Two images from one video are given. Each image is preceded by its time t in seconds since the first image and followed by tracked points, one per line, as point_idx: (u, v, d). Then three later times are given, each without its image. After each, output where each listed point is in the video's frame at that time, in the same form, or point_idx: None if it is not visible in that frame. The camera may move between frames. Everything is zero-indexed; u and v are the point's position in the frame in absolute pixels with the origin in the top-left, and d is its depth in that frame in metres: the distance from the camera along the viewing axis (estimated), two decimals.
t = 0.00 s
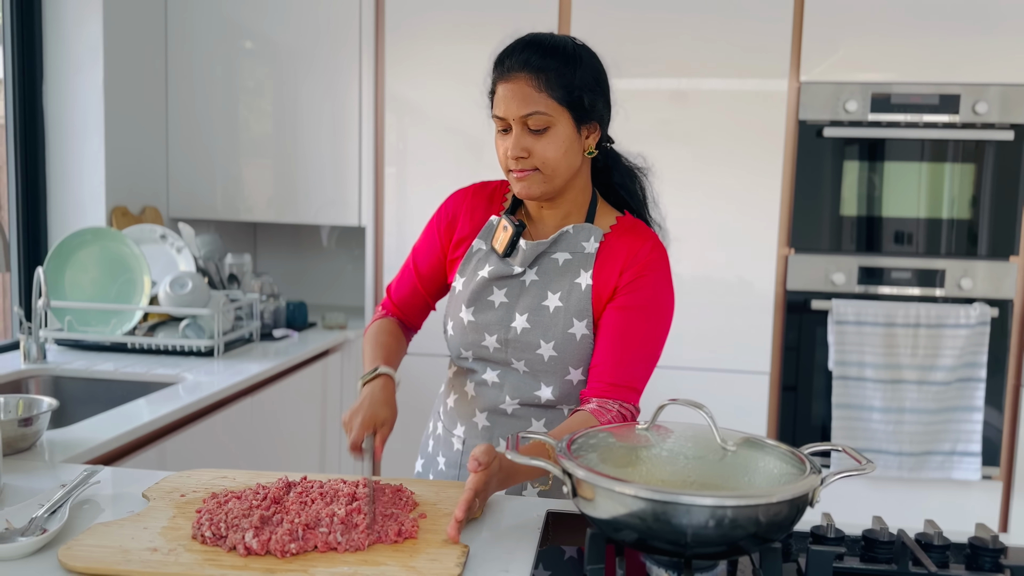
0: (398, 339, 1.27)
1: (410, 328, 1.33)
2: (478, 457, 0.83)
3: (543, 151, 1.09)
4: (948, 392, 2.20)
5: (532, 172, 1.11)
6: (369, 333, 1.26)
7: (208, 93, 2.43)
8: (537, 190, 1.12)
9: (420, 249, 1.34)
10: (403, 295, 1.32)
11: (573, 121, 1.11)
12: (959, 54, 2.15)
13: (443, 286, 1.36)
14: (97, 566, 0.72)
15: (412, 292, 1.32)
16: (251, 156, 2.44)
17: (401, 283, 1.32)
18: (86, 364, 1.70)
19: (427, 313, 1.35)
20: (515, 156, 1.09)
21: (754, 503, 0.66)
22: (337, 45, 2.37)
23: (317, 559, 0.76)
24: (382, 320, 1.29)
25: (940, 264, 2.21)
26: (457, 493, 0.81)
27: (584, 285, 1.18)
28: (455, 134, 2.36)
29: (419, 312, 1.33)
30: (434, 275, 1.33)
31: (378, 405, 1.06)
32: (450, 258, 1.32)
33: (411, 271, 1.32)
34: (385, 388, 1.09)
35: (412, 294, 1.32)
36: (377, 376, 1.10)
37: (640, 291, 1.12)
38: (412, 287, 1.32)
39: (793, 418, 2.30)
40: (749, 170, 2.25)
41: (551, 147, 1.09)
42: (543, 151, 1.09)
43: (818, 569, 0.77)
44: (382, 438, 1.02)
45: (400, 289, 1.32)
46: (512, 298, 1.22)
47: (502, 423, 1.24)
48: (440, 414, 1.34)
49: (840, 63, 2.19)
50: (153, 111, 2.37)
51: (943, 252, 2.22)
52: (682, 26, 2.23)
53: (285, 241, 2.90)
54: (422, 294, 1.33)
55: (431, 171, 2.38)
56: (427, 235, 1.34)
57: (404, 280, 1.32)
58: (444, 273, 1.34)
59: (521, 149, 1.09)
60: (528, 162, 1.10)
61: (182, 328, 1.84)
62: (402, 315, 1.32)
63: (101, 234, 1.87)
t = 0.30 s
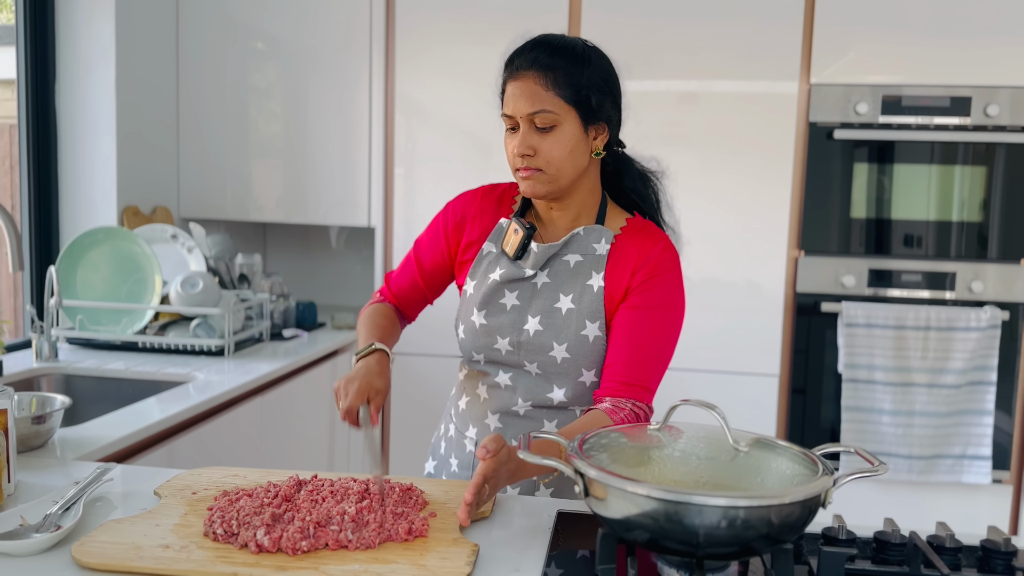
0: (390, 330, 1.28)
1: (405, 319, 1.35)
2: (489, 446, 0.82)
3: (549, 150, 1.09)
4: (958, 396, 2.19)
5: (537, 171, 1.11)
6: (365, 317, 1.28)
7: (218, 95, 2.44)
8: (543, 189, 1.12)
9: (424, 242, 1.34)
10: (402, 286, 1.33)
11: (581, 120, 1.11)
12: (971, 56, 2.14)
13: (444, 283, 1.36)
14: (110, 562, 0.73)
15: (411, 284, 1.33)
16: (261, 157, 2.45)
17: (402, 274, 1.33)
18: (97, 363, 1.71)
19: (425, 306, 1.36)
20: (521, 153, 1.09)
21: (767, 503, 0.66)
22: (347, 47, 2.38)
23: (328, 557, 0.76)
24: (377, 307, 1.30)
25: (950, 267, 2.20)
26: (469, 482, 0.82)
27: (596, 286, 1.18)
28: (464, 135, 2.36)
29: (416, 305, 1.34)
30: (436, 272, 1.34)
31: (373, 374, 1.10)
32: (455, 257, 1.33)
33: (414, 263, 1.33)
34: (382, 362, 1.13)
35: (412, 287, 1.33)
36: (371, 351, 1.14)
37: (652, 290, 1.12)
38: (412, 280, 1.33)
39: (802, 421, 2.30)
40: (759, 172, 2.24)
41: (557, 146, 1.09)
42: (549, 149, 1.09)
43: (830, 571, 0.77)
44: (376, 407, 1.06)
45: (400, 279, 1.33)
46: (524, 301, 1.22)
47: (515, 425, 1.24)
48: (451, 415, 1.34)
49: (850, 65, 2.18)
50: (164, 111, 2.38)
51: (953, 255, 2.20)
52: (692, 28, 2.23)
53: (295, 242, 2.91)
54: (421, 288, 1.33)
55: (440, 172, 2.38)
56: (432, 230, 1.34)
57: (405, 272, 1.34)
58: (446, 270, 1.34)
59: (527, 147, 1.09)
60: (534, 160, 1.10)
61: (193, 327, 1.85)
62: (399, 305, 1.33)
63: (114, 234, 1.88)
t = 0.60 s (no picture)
0: (351, 325, 1.24)
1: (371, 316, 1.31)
2: (507, 441, 0.82)
3: (531, 155, 1.10)
4: (964, 399, 2.19)
5: (521, 176, 1.11)
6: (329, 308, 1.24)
7: (228, 97, 2.45)
8: (528, 194, 1.13)
9: (401, 241, 1.32)
10: (372, 281, 1.29)
11: (561, 124, 1.12)
12: (978, 60, 2.14)
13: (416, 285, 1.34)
14: (124, 562, 0.73)
15: (382, 279, 1.30)
16: (269, 158, 2.47)
17: (374, 270, 1.31)
18: (107, 363, 1.72)
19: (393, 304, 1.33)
20: (505, 160, 1.10)
21: (775, 506, 0.66)
22: (355, 50, 2.39)
23: (338, 557, 0.77)
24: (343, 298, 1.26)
25: (957, 271, 2.20)
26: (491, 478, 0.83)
27: (587, 283, 1.19)
28: (472, 138, 2.37)
29: (384, 302, 1.31)
30: (410, 271, 1.31)
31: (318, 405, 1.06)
32: (433, 258, 1.31)
33: (388, 260, 1.31)
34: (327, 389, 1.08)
35: (382, 283, 1.30)
36: (319, 374, 1.08)
37: (646, 282, 1.13)
38: (383, 275, 1.30)
39: (808, 425, 2.29)
40: (766, 175, 2.25)
41: (539, 150, 1.10)
42: (531, 154, 1.10)
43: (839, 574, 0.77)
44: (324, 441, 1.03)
45: (370, 273, 1.30)
46: (517, 303, 1.22)
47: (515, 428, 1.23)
48: (446, 423, 1.32)
49: (857, 69, 2.19)
50: (174, 113, 2.39)
51: (959, 259, 2.20)
52: (698, 31, 2.23)
53: (303, 243, 2.92)
54: (393, 287, 1.30)
55: (447, 175, 2.39)
56: (410, 229, 1.32)
57: (378, 268, 1.31)
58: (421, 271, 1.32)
59: (510, 153, 1.10)
60: (518, 166, 1.10)
61: (203, 328, 1.86)
62: (365, 300, 1.29)
63: (125, 236, 1.90)
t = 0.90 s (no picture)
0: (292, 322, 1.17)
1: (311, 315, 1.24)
2: (514, 432, 0.84)
3: (484, 152, 1.10)
4: (970, 401, 2.19)
5: (476, 172, 1.12)
6: (269, 306, 1.16)
7: (236, 99, 2.46)
8: (483, 190, 1.13)
9: (344, 239, 1.26)
10: (314, 279, 1.23)
11: (513, 121, 1.12)
12: (983, 64, 2.14)
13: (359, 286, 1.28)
14: (141, 560, 0.74)
15: (324, 276, 1.23)
16: (276, 160, 2.48)
17: (316, 267, 1.24)
18: (117, 364, 1.73)
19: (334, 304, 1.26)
20: (459, 158, 1.10)
21: (786, 506, 0.67)
22: (363, 54, 2.40)
23: (353, 555, 0.77)
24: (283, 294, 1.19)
25: (962, 273, 2.20)
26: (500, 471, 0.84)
27: (542, 273, 1.19)
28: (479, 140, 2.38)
29: (326, 302, 1.24)
30: (353, 269, 1.25)
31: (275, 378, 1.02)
32: (379, 260, 1.26)
33: (331, 257, 1.24)
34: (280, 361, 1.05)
35: (325, 281, 1.23)
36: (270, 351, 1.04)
37: (606, 263, 1.16)
38: (326, 273, 1.23)
39: (814, 426, 2.30)
40: (771, 177, 2.25)
41: (492, 147, 1.10)
42: (484, 151, 1.10)
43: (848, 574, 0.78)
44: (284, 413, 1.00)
45: (312, 270, 1.23)
46: (474, 301, 1.20)
47: (480, 426, 1.20)
48: (406, 429, 1.28)
49: (863, 72, 2.19)
50: (183, 115, 2.41)
51: (963, 261, 2.21)
52: (703, 34, 2.24)
53: (309, 244, 2.93)
54: (336, 286, 1.24)
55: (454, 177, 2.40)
56: (355, 228, 1.26)
57: (320, 266, 1.24)
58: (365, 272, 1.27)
59: (464, 150, 1.10)
60: (472, 163, 1.11)
61: (213, 329, 1.87)
62: (307, 297, 1.22)
63: (135, 237, 1.91)
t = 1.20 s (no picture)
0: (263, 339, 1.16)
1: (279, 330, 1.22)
2: (520, 426, 0.88)
3: (453, 151, 1.11)
4: (972, 402, 2.20)
5: (442, 171, 1.11)
6: (235, 329, 1.14)
7: (241, 101, 2.47)
8: (447, 189, 1.13)
9: (300, 250, 1.24)
10: (277, 294, 1.21)
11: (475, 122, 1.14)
12: (985, 66, 2.15)
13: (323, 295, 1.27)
14: (161, 556, 0.75)
15: (286, 291, 1.22)
16: (281, 161, 2.49)
17: (276, 282, 1.22)
18: (126, 364, 1.74)
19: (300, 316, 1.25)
20: (428, 155, 1.09)
21: (798, 503, 0.68)
22: (368, 57, 2.42)
23: (370, 552, 0.78)
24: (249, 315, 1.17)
25: (963, 275, 2.21)
26: (516, 469, 0.87)
27: (500, 266, 1.20)
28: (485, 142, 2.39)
29: (292, 315, 1.23)
30: (315, 280, 1.24)
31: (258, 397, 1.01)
32: (340, 268, 1.26)
33: (290, 271, 1.22)
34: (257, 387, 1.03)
35: (291, 297, 1.22)
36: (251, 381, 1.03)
37: (565, 252, 1.19)
38: (289, 288, 1.22)
39: (818, 426, 2.31)
40: (775, 178, 2.26)
41: (460, 146, 1.11)
42: (453, 150, 1.10)
43: (858, 569, 0.79)
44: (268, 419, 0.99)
45: (274, 287, 1.21)
46: (435, 297, 1.20)
47: (456, 421, 1.22)
48: (381, 432, 1.29)
49: (866, 74, 2.20)
50: (189, 117, 2.42)
51: (965, 263, 2.22)
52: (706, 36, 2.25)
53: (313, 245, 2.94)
54: (300, 299, 1.23)
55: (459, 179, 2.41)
56: (311, 237, 1.25)
57: (280, 279, 1.22)
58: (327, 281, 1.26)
59: (433, 149, 1.09)
60: (439, 162, 1.11)
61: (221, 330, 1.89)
62: (274, 315, 1.21)
63: (145, 238, 1.91)
